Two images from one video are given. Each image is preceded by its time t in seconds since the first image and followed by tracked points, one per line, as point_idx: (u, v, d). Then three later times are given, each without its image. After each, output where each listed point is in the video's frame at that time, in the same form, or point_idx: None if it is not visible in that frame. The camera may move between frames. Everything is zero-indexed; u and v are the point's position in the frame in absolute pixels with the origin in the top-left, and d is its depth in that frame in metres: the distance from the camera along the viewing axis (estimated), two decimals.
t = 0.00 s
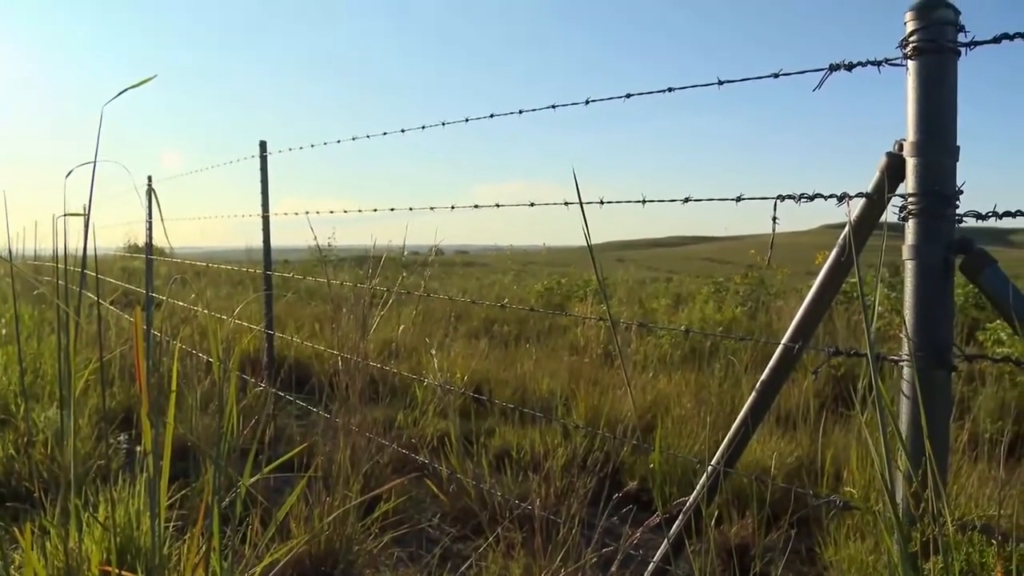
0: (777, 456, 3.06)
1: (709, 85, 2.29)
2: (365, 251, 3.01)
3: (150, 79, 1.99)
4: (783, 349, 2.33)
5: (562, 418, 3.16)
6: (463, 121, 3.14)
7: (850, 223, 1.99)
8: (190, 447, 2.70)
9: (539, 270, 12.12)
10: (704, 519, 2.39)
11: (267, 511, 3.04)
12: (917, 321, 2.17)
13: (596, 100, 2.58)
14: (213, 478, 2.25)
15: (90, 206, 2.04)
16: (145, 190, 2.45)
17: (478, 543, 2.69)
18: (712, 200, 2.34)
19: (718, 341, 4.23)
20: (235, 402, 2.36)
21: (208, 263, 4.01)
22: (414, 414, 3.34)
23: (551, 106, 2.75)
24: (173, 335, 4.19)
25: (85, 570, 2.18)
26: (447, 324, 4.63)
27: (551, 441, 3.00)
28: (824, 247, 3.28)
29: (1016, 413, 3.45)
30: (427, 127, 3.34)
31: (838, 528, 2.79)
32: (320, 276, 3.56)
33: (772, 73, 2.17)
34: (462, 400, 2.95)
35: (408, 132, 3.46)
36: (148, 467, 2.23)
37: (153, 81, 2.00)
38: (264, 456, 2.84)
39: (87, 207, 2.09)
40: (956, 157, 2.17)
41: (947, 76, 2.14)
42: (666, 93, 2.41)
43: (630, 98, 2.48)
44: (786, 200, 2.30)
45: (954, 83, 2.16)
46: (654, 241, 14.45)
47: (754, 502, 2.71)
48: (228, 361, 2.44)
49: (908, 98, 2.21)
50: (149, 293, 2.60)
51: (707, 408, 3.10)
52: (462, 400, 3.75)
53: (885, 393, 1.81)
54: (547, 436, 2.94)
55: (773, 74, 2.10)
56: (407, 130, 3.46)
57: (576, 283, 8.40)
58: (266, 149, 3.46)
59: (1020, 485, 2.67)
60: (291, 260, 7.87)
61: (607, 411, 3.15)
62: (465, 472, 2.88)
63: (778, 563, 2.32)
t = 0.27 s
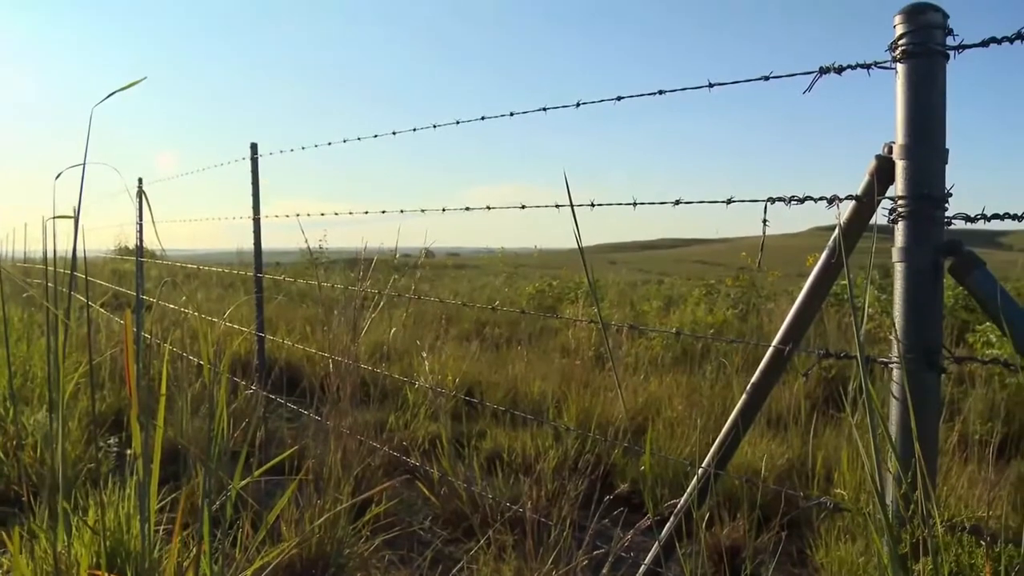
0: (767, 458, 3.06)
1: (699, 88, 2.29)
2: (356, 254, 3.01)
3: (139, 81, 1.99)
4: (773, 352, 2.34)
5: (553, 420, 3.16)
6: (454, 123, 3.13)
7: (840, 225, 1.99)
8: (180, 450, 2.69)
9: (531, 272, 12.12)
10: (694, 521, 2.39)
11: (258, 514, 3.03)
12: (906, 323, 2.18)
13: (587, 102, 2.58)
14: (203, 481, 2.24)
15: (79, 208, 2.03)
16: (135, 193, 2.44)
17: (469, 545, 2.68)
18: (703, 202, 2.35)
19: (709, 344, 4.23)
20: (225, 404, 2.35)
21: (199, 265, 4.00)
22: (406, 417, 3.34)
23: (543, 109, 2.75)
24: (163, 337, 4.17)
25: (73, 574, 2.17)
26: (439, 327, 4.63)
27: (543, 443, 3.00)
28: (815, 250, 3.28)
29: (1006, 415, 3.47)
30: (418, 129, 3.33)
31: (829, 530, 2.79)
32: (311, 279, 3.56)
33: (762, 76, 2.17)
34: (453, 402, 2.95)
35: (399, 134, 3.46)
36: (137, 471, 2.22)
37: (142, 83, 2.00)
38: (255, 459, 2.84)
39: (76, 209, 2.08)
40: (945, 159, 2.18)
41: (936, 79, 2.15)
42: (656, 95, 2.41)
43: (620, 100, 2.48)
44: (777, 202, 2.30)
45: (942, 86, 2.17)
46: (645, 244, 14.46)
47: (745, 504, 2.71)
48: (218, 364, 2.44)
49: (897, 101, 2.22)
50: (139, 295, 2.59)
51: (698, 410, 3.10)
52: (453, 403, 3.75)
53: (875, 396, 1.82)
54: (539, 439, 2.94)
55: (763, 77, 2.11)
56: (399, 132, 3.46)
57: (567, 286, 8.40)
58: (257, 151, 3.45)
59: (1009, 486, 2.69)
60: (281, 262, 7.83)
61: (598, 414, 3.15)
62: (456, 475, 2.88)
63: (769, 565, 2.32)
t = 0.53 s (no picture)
0: (759, 461, 3.06)
1: (691, 91, 2.29)
2: (348, 257, 3.00)
3: (131, 85, 1.99)
4: (764, 355, 2.34)
5: (545, 423, 3.16)
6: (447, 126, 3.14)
7: (831, 228, 2.00)
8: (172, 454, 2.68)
9: (524, 275, 12.12)
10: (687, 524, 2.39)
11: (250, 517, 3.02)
12: (897, 326, 2.19)
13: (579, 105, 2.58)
14: (195, 485, 2.23)
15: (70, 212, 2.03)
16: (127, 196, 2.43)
17: (462, 548, 2.68)
18: (695, 205, 2.35)
19: (702, 346, 4.24)
20: (217, 408, 2.35)
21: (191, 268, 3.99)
22: (398, 419, 3.34)
23: (535, 112, 2.75)
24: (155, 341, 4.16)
25: None
26: (431, 330, 4.62)
27: (535, 446, 3.00)
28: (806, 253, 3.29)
29: (997, 417, 3.48)
30: (411, 132, 3.33)
31: (821, 532, 2.79)
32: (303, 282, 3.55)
33: (753, 80, 2.18)
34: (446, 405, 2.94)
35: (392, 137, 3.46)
36: (128, 475, 2.22)
37: (133, 86, 2.00)
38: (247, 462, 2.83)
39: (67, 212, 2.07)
40: (935, 162, 2.19)
41: (926, 83, 2.16)
42: (648, 98, 2.41)
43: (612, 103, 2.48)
44: (768, 205, 2.31)
45: (932, 89, 2.17)
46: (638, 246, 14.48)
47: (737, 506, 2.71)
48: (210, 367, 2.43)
49: (888, 104, 2.22)
50: (131, 299, 2.59)
51: (691, 413, 3.10)
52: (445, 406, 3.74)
53: (866, 399, 1.82)
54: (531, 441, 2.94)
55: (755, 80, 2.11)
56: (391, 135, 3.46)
57: (560, 289, 8.39)
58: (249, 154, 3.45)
59: (999, 488, 2.70)
60: (273, 265, 7.82)
61: (590, 416, 3.15)
62: (449, 478, 2.88)
63: (761, 568, 2.32)
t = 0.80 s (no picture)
0: (751, 462, 3.07)
1: (683, 93, 2.30)
2: (340, 258, 3.00)
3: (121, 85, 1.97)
4: (756, 357, 2.35)
5: (537, 424, 3.16)
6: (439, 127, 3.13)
7: (822, 231, 2.01)
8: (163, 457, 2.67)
9: (517, 276, 12.13)
10: (679, 526, 2.39)
11: (241, 520, 3.01)
12: (888, 327, 2.19)
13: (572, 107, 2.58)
14: (186, 488, 2.22)
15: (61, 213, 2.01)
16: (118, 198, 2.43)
17: (454, 551, 2.68)
18: (687, 207, 2.35)
19: (694, 348, 4.24)
20: (208, 410, 2.34)
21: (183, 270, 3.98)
22: (390, 421, 3.33)
23: (528, 113, 2.75)
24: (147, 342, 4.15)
25: None
26: (423, 331, 4.62)
27: (527, 448, 3.00)
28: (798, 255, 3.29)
29: (987, 418, 3.50)
30: (404, 134, 3.33)
31: (813, 533, 2.80)
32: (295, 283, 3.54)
33: (745, 82, 2.18)
34: (438, 408, 2.94)
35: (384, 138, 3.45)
36: (119, 478, 2.21)
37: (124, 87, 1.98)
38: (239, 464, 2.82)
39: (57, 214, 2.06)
40: (926, 164, 2.20)
41: (916, 86, 2.17)
42: (640, 100, 2.42)
43: (605, 105, 2.49)
44: (760, 207, 2.31)
45: (922, 92, 2.18)
46: (630, 248, 14.49)
47: (729, 508, 2.71)
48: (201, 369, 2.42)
49: (878, 106, 2.23)
50: (122, 301, 2.57)
51: (683, 414, 3.10)
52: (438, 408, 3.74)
53: (857, 401, 1.82)
54: (523, 444, 2.94)
55: (747, 82, 2.12)
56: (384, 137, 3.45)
57: (553, 290, 8.40)
58: (241, 155, 3.44)
59: (990, 488, 2.71)
60: (266, 267, 7.81)
61: (583, 418, 3.15)
62: (441, 480, 2.87)
63: (752, 569, 2.32)
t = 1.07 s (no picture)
0: (742, 465, 3.07)
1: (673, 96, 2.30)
2: (330, 261, 3.00)
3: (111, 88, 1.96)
4: (746, 360, 2.35)
5: (528, 427, 3.16)
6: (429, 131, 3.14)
7: (811, 234, 2.01)
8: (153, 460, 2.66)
9: (509, 279, 12.13)
10: (669, 528, 2.39)
11: (232, 523, 3.00)
12: (878, 329, 2.20)
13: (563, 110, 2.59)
14: (175, 492, 2.22)
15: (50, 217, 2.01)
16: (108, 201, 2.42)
17: (445, 554, 2.68)
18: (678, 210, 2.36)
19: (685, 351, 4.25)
20: (198, 413, 2.33)
21: (173, 273, 3.97)
22: (381, 424, 3.33)
23: (518, 117, 2.75)
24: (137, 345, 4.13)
25: None
26: (413, 335, 4.62)
27: (518, 451, 3.00)
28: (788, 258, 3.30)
29: (977, 420, 3.51)
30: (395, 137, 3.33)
31: (803, 536, 2.80)
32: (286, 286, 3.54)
33: (735, 85, 2.19)
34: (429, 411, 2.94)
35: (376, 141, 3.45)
36: (108, 481, 2.20)
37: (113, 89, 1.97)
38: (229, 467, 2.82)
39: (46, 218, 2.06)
40: (915, 168, 2.20)
41: (905, 90, 2.18)
42: (631, 104, 2.42)
43: (596, 108, 2.49)
44: (750, 210, 2.32)
45: (911, 96, 2.19)
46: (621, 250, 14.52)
47: (719, 510, 2.71)
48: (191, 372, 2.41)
49: (868, 110, 2.24)
50: (111, 304, 2.56)
51: (674, 417, 3.11)
52: (429, 411, 3.73)
53: (846, 404, 1.83)
54: (514, 447, 2.94)
55: (737, 85, 2.13)
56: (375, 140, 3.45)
57: (544, 293, 8.40)
58: (232, 158, 3.43)
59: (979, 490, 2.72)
60: (256, 270, 7.79)
61: (573, 421, 3.15)
62: (431, 483, 2.87)
63: (743, 572, 2.33)
